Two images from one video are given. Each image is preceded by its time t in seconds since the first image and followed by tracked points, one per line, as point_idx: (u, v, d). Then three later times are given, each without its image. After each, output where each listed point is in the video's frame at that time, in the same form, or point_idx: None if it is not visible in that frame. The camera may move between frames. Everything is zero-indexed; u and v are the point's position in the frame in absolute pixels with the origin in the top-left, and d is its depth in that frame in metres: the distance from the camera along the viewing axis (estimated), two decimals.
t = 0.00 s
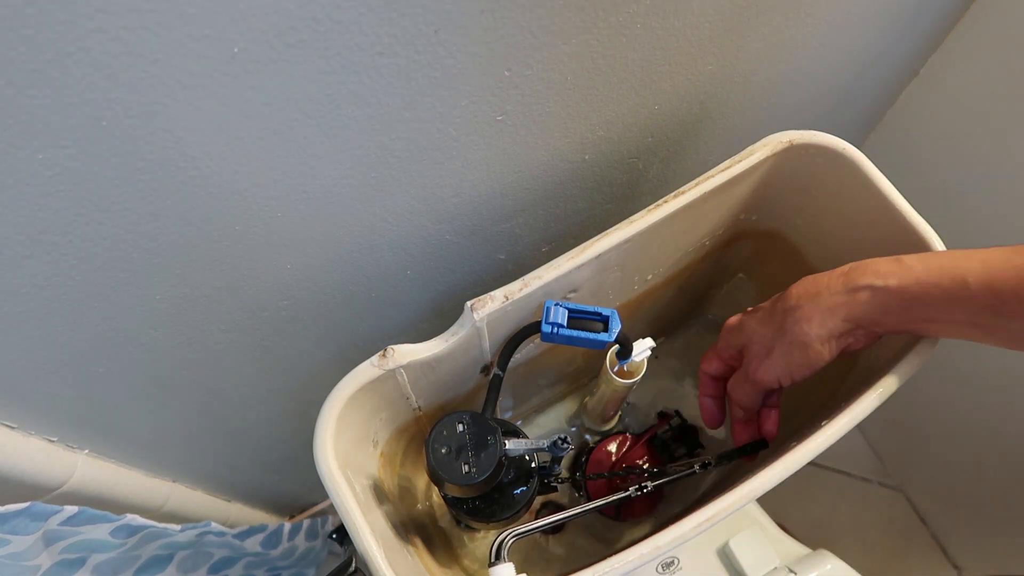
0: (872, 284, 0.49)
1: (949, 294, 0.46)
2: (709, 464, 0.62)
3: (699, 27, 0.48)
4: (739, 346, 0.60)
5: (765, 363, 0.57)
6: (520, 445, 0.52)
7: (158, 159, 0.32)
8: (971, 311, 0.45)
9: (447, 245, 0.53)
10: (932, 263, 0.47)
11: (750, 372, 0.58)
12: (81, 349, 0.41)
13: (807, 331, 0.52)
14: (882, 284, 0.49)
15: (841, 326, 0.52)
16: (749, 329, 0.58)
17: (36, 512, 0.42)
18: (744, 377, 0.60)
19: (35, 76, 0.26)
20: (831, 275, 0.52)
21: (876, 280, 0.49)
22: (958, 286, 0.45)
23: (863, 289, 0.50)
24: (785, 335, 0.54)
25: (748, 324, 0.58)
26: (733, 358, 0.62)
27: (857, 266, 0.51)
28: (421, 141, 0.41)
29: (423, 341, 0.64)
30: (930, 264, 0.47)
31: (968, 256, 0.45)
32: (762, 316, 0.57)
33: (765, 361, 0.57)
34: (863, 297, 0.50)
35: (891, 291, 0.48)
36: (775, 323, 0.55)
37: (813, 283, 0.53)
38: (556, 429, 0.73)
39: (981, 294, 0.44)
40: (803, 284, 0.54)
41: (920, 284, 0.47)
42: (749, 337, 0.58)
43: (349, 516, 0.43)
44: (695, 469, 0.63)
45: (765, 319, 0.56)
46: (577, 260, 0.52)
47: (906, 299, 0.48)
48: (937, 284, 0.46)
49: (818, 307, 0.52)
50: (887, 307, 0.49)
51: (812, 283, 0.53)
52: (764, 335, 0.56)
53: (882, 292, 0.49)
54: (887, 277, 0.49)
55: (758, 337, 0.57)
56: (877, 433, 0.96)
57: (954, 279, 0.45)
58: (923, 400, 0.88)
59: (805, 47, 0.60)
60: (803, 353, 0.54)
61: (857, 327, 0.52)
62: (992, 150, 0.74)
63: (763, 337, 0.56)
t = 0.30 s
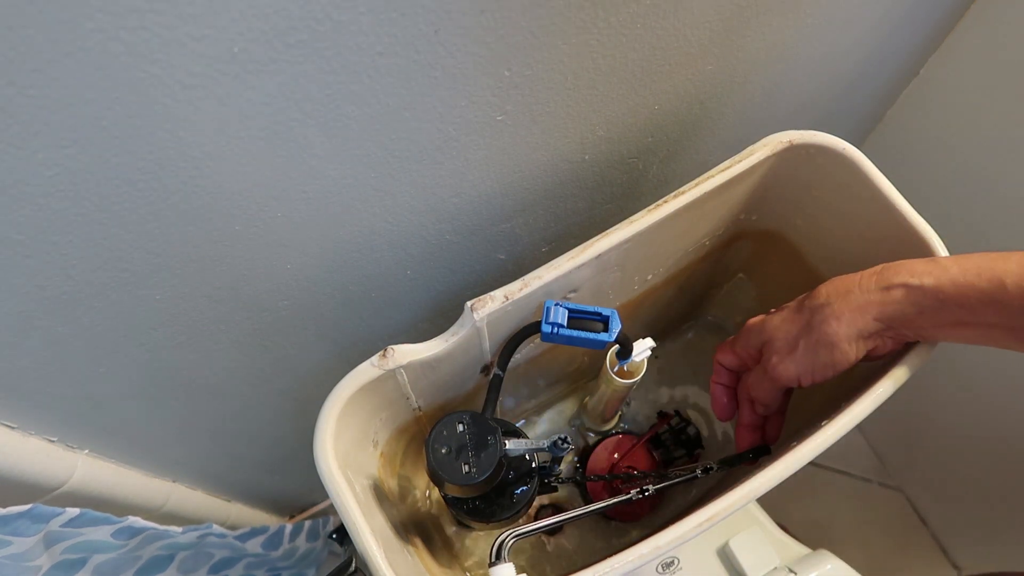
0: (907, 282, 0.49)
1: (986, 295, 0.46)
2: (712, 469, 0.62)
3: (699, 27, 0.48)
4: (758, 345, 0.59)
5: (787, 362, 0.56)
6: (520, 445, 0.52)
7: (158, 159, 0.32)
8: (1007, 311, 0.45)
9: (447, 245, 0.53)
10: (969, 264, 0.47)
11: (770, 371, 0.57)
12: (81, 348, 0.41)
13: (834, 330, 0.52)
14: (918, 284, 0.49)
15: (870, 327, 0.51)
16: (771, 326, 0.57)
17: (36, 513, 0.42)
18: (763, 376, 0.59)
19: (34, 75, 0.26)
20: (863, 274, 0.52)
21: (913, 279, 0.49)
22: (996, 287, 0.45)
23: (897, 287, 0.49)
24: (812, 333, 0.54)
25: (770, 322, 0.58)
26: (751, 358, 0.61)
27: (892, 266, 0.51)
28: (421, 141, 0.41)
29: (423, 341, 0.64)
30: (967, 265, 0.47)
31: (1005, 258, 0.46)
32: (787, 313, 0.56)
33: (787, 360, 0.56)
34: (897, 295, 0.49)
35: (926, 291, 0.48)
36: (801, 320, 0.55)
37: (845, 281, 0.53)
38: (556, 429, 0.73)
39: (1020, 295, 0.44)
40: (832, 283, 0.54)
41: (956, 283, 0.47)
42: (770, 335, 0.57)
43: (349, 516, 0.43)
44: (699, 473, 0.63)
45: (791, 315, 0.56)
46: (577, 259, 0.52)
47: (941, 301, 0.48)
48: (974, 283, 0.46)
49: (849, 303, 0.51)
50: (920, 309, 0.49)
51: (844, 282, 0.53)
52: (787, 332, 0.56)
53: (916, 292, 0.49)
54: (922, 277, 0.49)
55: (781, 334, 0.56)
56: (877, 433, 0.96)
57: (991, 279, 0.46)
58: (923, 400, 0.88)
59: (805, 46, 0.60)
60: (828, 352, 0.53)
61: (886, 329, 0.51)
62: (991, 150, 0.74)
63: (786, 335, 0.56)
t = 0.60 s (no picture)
0: (902, 283, 0.49)
1: (980, 295, 0.46)
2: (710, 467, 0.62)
3: (699, 27, 0.48)
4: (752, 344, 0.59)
5: (782, 362, 0.56)
6: (520, 445, 0.52)
7: (158, 159, 0.32)
8: (1001, 311, 0.45)
9: (447, 245, 0.53)
10: (964, 264, 0.47)
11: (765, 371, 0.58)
12: (81, 348, 0.41)
13: (829, 330, 0.52)
14: (912, 284, 0.49)
15: (866, 327, 0.51)
16: (766, 327, 0.57)
17: (36, 512, 0.42)
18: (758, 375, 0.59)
19: (34, 76, 0.26)
20: (858, 275, 0.52)
21: (908, 280, 0.49)
22: (991, 288, 0.45)
23: (892, 288, 0.49)
24: (807, 334, 0.54)
25: (765, 322, 0.58)
26: (746, 358, 0.62)
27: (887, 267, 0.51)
28: (421, 141, 0.41)
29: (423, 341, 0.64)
30: (961, 265, 0.47)
31: (999, 257, 0.46)
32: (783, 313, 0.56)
33: (783, 360, 0.56)
34: (892, 296, 0.49)
35: (921, 292, 0.48)
36: (796, 321, 0.55)
37: (839, 282, 0.53)
38: (556, 430, 0.73)
39: (1014, 295, 0.44)
40: (827, 284, 0.54)
41: (951, 283, 0.47)
42: (765, 336, 0.57)
43: (349, 516, 0.43)
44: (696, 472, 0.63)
45: (786, 316, 0.56)
46: (577, 259, 0.52)
47: (936, 301, 0.48)
48: (969, 283, 0.46)
49: (845, 304, 0.51)
50: (915, 310, 0.49)
51: (839, 283, 0.53)
52: (782, 333, 0.56)
53: (912, 293, 0.49)
54: (917, 277, 0.49)
55: (776, 334, 0.56)
56: (877, 433, 0.96)
57: (985, 279, 0.46)
58: (923, 399, 0.88)
59: (805, 46, 0.60)
60: (823, 354, 0.53)
61: (881, 330, 0.51)
62: (991, 150, 0.74)
63: (781, 336, 0.56)
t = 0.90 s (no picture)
0: (897, 283, 0.49)
1: (974, 299, 0.45)
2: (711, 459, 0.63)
3: (699, 27, 0.48)
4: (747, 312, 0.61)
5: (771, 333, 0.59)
6: (520, 446, 0.52)
7: (158, 159, 0.32)
8: (994, 316, 0.45)
9: (447, 245, 0.53)
10: (962, 267, 0.46)
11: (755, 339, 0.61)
12: (81, 348, 0.41)
13: (816, 317, 0.54)
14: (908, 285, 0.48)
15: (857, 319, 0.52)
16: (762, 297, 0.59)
17: (36, 512, 0.42)
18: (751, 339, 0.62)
19: (34, 75, 0.26)
20: (858, 268, 0.52)
21: (905, 281, 0.49)
22: (986, 293, 0.45)
23: (887, 288, 0.50)
24: (797, 315, 0.55)
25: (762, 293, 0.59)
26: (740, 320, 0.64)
27: (888, 264, 0.50)
28: (421, 141, 0.41)
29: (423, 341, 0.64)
30: (959, 267, 0.47)
31: (999, 261, 0.45)
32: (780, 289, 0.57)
33: (771, 332, 0.59)
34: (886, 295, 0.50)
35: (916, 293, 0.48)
36: (789, 301, 0.56)
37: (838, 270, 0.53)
38: (557, 429, 0.73)
39: (1010, 303, 0.44)
40: (826, 270, 0.54)
41: (947, 286, 0.47)
42: (759, 307, 0.59)
43: (349, 516, 0.43)
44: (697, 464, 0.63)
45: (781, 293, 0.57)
46: (577, 260, 0.52)
47: (930, 303, 0.48)
48: (964, 287, 0.46)
49: (837, 297, 0.52)
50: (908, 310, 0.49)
51: (837, 272, 0.53)
52: (773, 307, 0.57)
53: (906, 294, 0.49)
54: (915, 278, 0.48)
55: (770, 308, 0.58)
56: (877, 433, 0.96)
57: (981, 284, 0.45)
58: (923, 399, 0.88)
59: (805, 46, 0.60)
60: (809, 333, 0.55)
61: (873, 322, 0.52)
62: (991, 149, 0.74)
63: (771, 311, 0.58)
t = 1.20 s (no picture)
0: (898, 266, 0.49)
1: (972, 288, 0.45)
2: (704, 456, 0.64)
3: (699, 27, 0.48)
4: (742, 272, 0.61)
5: (757, 292, 0.58)
6: (522, 441, 0.52)
7: (159, 159, 0.32)
8: (991, 307, 0.45)
9: (446, 245, 0.53)
10: (964, 257, 0.47)
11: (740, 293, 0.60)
12: (81, 348, 0.41)
13: (809, 283, 0.54)
14: (909, 268, 0.49)
15: (849, 295, 0.53)
16: (761, 256, 0.59)
17: (36, 512, 0.42)
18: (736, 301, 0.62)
19: (34, 75, 0.26)
20: (862, 250, 0.53)
21: (906, 264, 0.49)
22: (984, 282, 0.45)
23: (887, 266, 0.50)
24: (791, 279, 0.55)
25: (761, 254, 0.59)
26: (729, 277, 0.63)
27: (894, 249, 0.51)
28: (421, 141, 0.41)
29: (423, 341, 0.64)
30: (961, 258, 0.47)
31: (1002, 253, 0.45)
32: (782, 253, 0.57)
33: (754, 291, 0.59)
34: (884, 273, 0.50)
35: (914, 277, 0.48)
36: (786, 263, 0.56)
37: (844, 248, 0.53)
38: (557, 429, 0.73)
39: (1007, 294, 0.44)
40: (833, 247, 0.54)
41: (946, 273, 0.47)
42: (755, 266, 0.59)
43: (349, 516, 0.43)
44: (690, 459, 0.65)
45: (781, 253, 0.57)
46: (576, 260, 0.52)
47: (927, 290, 0.48)
48: (964, 275, 0.46)
49: (837, 266, 0.53)
50: (904, 293, 0.49)
51: (842, 250, 0.53)
52: (771, 266, 0.57)
53: (904, 278, 0.49)
54: (916, 264, 0.48)
55: (765, 267, 0.58)
56: (877, 433, 0.96)
57: (981, 273, 0.45)
58: (923, 399, 0.87)
59: (805, 46, 0.60)
60: (796, 296, 0.55)
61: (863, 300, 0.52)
62: (991, 150, 0.74)
63: (766, 272, 0.57)
